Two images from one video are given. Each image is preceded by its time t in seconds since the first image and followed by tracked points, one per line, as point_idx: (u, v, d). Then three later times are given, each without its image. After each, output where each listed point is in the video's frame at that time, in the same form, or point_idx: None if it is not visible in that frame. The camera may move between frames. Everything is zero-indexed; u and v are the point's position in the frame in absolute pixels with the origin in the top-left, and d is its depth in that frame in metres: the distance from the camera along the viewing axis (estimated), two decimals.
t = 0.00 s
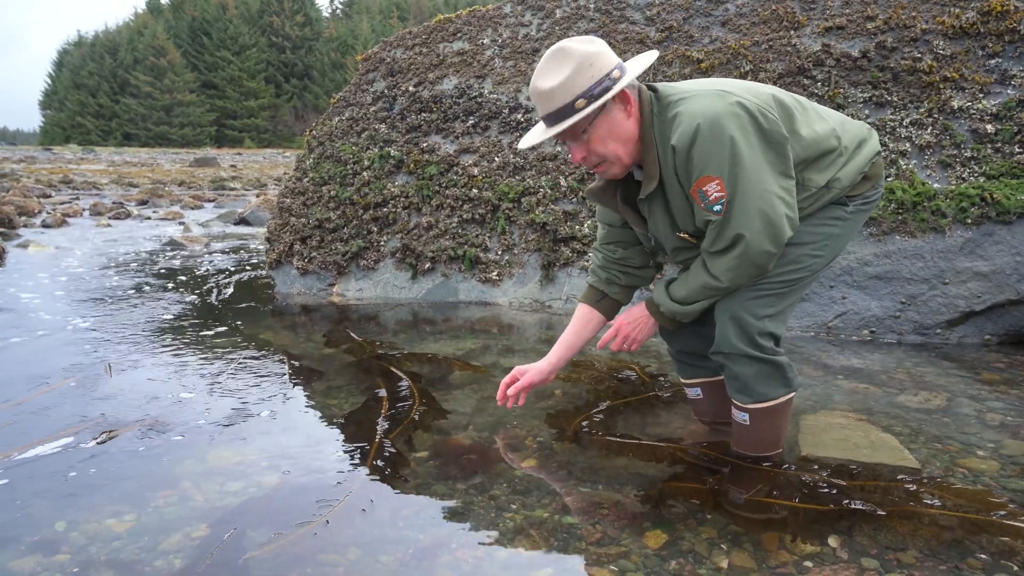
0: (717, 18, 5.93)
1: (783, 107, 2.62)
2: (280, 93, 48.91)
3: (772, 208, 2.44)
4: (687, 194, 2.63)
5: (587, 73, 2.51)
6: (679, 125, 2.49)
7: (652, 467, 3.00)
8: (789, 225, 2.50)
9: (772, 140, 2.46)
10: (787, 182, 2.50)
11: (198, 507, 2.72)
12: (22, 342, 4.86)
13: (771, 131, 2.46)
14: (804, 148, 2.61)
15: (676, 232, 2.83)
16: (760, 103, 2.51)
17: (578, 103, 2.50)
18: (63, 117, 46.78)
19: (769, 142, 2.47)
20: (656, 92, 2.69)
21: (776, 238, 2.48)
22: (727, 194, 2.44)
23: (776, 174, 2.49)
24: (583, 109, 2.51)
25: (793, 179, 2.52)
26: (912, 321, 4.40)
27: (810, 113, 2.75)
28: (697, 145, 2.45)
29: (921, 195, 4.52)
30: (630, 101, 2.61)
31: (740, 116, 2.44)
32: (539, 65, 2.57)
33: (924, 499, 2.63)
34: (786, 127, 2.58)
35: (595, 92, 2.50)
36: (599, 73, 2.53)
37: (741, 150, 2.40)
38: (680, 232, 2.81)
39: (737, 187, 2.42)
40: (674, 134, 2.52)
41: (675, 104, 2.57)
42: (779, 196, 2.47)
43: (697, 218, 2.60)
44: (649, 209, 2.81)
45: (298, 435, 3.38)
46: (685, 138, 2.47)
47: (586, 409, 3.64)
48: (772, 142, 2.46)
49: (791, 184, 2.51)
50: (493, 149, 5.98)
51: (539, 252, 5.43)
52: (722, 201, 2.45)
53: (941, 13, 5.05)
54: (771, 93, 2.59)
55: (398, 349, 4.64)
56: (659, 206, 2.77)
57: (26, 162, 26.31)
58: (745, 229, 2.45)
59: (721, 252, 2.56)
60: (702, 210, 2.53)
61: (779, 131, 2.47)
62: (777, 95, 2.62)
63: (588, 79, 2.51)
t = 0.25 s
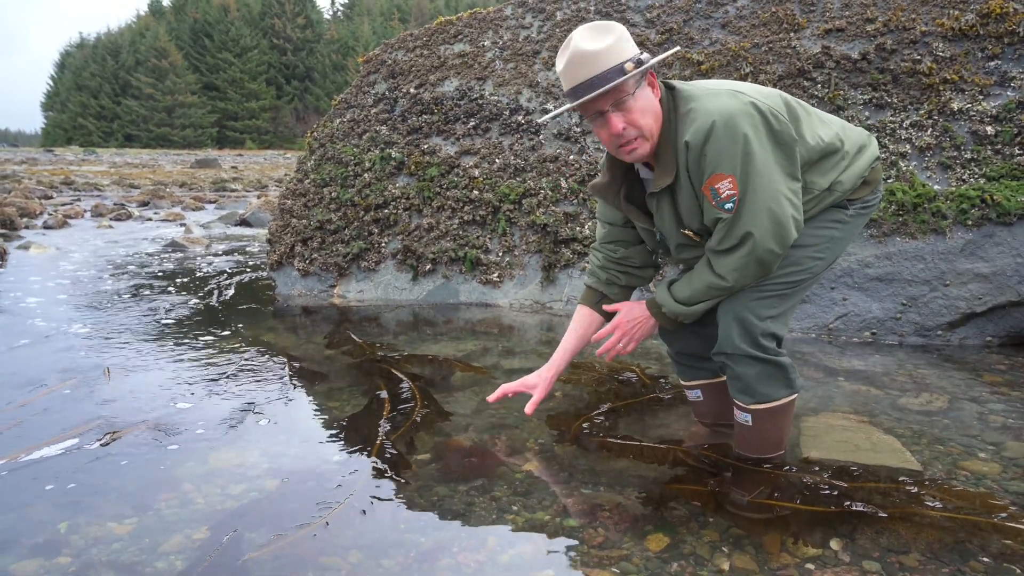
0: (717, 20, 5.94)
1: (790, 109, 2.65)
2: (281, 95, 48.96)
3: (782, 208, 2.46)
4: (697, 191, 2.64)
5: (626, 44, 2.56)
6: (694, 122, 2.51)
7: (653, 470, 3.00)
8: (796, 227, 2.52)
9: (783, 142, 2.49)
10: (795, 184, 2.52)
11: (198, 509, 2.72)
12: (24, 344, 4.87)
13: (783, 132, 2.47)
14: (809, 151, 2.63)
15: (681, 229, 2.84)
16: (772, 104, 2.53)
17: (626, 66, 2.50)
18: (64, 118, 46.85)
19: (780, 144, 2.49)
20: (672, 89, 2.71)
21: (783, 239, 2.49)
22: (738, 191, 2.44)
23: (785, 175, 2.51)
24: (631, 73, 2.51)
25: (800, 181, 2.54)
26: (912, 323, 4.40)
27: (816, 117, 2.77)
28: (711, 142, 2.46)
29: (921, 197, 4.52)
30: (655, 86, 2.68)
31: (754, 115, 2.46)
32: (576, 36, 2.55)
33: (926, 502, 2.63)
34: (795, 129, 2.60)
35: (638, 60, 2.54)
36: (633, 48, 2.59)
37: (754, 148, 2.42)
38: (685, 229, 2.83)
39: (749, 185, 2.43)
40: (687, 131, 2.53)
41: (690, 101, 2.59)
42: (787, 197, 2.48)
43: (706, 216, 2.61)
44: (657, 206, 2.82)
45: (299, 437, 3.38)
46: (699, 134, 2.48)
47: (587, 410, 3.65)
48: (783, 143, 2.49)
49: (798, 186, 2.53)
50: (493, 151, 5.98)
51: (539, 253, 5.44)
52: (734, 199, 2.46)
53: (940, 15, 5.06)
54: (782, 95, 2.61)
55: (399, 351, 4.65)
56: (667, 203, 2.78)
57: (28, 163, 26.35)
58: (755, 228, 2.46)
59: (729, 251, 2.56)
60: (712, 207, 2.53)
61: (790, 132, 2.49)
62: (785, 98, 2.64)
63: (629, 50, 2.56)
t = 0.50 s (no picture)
0: (717, 23, 5.96)
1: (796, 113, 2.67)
2: (282, 97, 49.02)
3: (789, 210, 2.47)
4: (704, 191, 2.63)
5: (640, 39, 2.58)
6: (705, 121, 2.51)
7: (654, 472, 3.01)
8: (801, 230, 2.53)
9: (791, 145, 2.50)
10: (800, 188, 2.54)
11: (199, 511, 2.72)
12: (25, 346, 4.88)
13: (791, 136, 2.49)
14: (814, 154, 2.64)
15: (686, 229, 2.84)
16: (781, 107, 2.54)
17: (641, 60, 2.53)
18: (65, 121, 46.91)
19: (787, 147, 2.50)
20: (683, 90, 2.73)
21: (790, 241, 2.50)
22: (748, 192, 2.44)
23: (791, 178, 2.52)
24: (644, 65, 2.54)
25: (804, 185, 2.56)
26: (913, 326, 4.40)
27: (819, 121, 2.79)
28: (723, 142, 2.46)
29: (921, 200, 4.53)
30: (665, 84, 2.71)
31: (764, 116, 2.47)
32: (591, 28, 2.56)
33: (926, 504, 2.63)
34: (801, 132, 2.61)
35: (651, 55, 2.57)
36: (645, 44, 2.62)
37: (764, 149, 2.43)
38: (690, 229, 2.83)
39: (758, 186, 2.44)
40: (698, 129, 2.53)
41: (701, 101, 2.60)
42: (794, 199, 2.50)
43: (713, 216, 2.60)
44: (663, 204, 2.82)
45: (300, 439, 3.39)
46: (711, 133, 2.48)
47: (588, 413, 3.65)
48: (790, 146, 2.51)
49: (803, 189, 2.55)
50: (494, 154, 5.99)
51: (540, 256, 5.45)
52: (743, 200, 2.46)
53: (940, 18, 5.07)
54: (789, 98, 2.63)
55: (399, 353, 4.65)
56: (673, 202, 2.78)
57: (28, 165, 26.37)
58: (764, 229, 2.45)
59: (736, 252, 2.55)
60: (721, 207, 2.52)
61: (798, 136, 2.51)
62: (791, 102, 2.67)
63: (641, 45, 2.59)
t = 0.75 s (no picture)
0: (717, 26, 5.97)
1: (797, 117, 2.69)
2: (282, 100, 49.07)
3: (792, 212, 2.48)
4: (706, 191, 2.64)
5: (643, 39, 2.59)
6: (709, 121, 2.52)
7: (654, 475, 3.01)
8: (802, 232, 2.54)
9: (792, 147, 2.52)
10: (801, 191, 2.55)
11: (199, 514, 2.73)
12: (26, 349, 4.88)
13: (793, 138, 2.51)
14: (813, 158, 2.66)
15: (686, 229, 2.85)
16: (783, 110, 2.56)
17: (642, 60, 2.54)
18: (65, 123, 46.93)
19: (789, 149, 2.52)
20: (686, 91, 2.75)
21: (792, 243, 2.50)
22: (751, 192, 2.45)
23: (792, 180, 2.54)
24: (646, 66, 2.55)
25: (805, 188, 2.58)
26: (912, 328, 4.41)
27: (819, 125, 2.81)
28: (726, 141, 2.47)
29: (921, 203, 4.54)
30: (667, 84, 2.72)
31: (768, 118, 2.48)
32: (594, 27, 2.57)
33: (925, 506, 2.64)
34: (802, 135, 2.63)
35: (652, 55, 2.58)
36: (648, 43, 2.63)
37: (768, 150, 2.44)
38: (689, 229, 2.84)
39: (762, 186, 2.44)
40: (702, 129, 2.54)
41: (704, 102, 2.61)
42: (795, 202, 2.51)
43: (714, 216, 2.60)
44: (664, 203, 2.83)
45: (300, 442, 3.40)
46: (715, 132, 2.49)
47: (588, 415, 3.66)
48: (792, 149, 2.52)
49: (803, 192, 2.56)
50: (495, 156, 6.01)
51: (540, 259, 5.46)
52: (746, 200, 2.46)
53: (939, 21, 5.09)
54: (790, 102, 2.65)
55: (400, 356, 4.66)
56: (673, 201, 2.79)
57: (28, 168, 26.39)
58: (767, 229, 2.46)
59: (738, 253, 2.55)
60: (723, 207, 2.53)
61: (799, 138, 2.53)
62: (792, 105, 2.69)
63: (644, 45, 2.60)
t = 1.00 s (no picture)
0: (717, 28, 5.99)
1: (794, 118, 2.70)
2: (281, 101, 49.09)
3: (790, 213, 2.49)
4: (704, 194, 2.65)
5: (637, 44, 2.60)
6: (707, 124, 2.53)
7: (654, 476, 3.02)
8: (800, 233, 2.55)
9: (790, 149, 2.53)
10: (799, 192, 2.56)
11: (199, 515, 2.73)
12: (25, 350, 4.88)
13: (790, 140, 2.52)
14: (811, 159, 2.67)
15: (685, 232, 2.86)
16: (780, 112, 2.57)
17: (635, 66, 2.55)
18: (64, 124, 46.91)
19: (786, 151, 2.52)
20: (683, 94, 2.75)
21: (791, 244, 2.51)
22: (749, 194, 2.46)
23: (790, 182, 2.55)
24: (639, 73, 2.56)
25: (803, 189, 2.59)
26: (912, 330, 4.42)
27: (816, 127, 2.81)
28: (724, 144, 2.48)
29: (919, 204, 4.55)
30: (663, 87, 2.72)
31: (765, 120, 2.49)
32: (588, 34, 2.59)
33: (923, 506, 2.65)
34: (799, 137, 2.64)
35: (646, 61, 2.59)
36: (643, 48, 2.63)
37: (765, 153, 2.45)
38: (688, 232, 2.85)
39: (760, 189, 2.45)
40: (700, 132, 2.55)
41: (701, 105, 2.62)
42: (793, 203, 2.53)
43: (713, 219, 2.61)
44: (662, 207, 2.84)
45: (299, 443, 3.40)
46: (713, 135, 2.49)
47: (588, 417, 3.66)
48: (790, 150, 2.53)
49: (801, 193, 2.57)
50: (494, 158, 6.01)
51: (540, 260, 5.47)
52: (744, 202, 2.47)
53: (938, 23, 5.10)
54: (787, 104, 2.66)
55: (400, 357, 4.66)
56: (672, 205, 2.80)
57: (28, 169, 26.39)
58: (765, 231, 2.46)
59: (737, 255, 2.55)
60: (722, 209, 2.54)
61: (796, 140, 2.53)
62: (789, 107, 2.70)
63: (639, 50, 2.60)
